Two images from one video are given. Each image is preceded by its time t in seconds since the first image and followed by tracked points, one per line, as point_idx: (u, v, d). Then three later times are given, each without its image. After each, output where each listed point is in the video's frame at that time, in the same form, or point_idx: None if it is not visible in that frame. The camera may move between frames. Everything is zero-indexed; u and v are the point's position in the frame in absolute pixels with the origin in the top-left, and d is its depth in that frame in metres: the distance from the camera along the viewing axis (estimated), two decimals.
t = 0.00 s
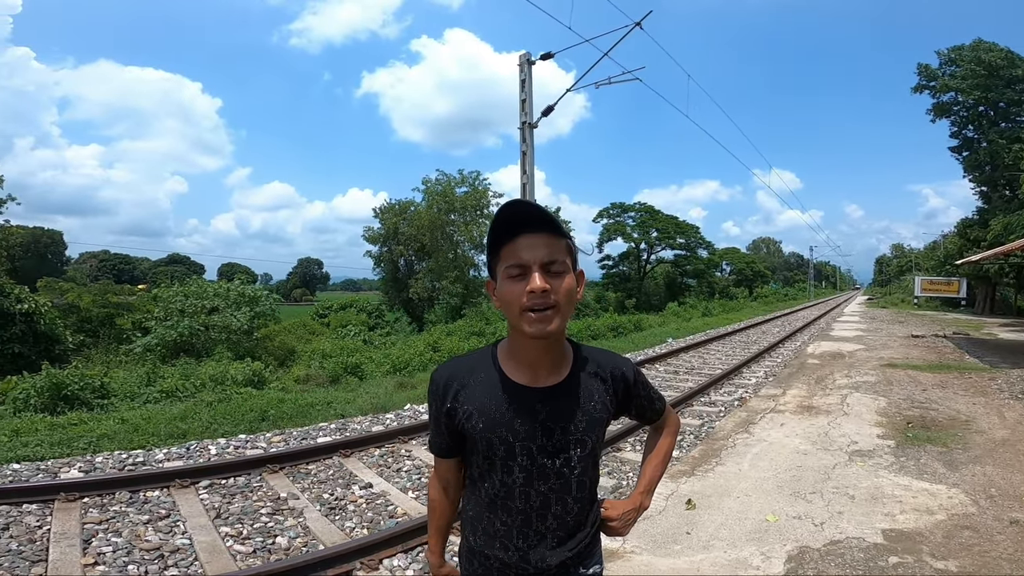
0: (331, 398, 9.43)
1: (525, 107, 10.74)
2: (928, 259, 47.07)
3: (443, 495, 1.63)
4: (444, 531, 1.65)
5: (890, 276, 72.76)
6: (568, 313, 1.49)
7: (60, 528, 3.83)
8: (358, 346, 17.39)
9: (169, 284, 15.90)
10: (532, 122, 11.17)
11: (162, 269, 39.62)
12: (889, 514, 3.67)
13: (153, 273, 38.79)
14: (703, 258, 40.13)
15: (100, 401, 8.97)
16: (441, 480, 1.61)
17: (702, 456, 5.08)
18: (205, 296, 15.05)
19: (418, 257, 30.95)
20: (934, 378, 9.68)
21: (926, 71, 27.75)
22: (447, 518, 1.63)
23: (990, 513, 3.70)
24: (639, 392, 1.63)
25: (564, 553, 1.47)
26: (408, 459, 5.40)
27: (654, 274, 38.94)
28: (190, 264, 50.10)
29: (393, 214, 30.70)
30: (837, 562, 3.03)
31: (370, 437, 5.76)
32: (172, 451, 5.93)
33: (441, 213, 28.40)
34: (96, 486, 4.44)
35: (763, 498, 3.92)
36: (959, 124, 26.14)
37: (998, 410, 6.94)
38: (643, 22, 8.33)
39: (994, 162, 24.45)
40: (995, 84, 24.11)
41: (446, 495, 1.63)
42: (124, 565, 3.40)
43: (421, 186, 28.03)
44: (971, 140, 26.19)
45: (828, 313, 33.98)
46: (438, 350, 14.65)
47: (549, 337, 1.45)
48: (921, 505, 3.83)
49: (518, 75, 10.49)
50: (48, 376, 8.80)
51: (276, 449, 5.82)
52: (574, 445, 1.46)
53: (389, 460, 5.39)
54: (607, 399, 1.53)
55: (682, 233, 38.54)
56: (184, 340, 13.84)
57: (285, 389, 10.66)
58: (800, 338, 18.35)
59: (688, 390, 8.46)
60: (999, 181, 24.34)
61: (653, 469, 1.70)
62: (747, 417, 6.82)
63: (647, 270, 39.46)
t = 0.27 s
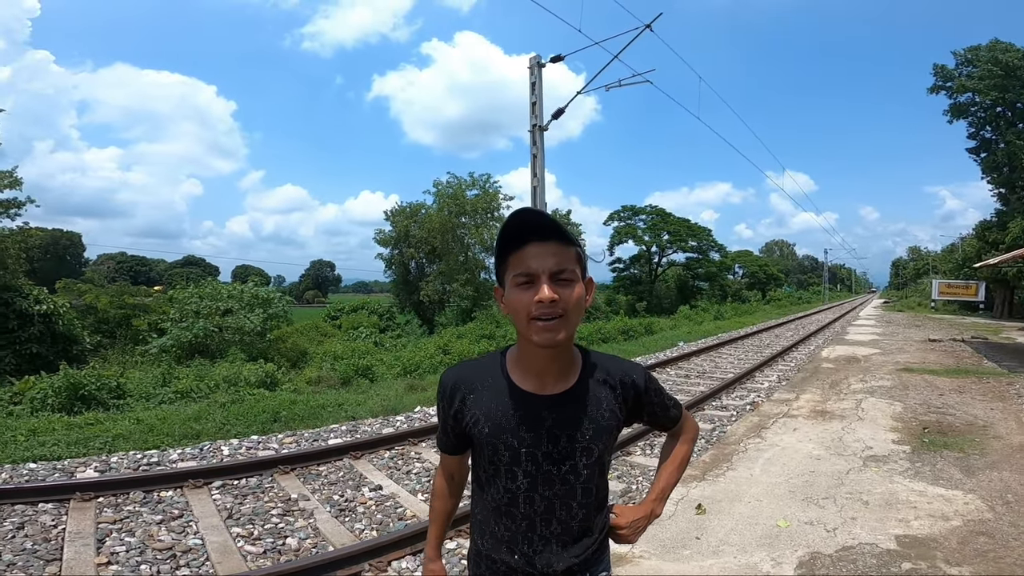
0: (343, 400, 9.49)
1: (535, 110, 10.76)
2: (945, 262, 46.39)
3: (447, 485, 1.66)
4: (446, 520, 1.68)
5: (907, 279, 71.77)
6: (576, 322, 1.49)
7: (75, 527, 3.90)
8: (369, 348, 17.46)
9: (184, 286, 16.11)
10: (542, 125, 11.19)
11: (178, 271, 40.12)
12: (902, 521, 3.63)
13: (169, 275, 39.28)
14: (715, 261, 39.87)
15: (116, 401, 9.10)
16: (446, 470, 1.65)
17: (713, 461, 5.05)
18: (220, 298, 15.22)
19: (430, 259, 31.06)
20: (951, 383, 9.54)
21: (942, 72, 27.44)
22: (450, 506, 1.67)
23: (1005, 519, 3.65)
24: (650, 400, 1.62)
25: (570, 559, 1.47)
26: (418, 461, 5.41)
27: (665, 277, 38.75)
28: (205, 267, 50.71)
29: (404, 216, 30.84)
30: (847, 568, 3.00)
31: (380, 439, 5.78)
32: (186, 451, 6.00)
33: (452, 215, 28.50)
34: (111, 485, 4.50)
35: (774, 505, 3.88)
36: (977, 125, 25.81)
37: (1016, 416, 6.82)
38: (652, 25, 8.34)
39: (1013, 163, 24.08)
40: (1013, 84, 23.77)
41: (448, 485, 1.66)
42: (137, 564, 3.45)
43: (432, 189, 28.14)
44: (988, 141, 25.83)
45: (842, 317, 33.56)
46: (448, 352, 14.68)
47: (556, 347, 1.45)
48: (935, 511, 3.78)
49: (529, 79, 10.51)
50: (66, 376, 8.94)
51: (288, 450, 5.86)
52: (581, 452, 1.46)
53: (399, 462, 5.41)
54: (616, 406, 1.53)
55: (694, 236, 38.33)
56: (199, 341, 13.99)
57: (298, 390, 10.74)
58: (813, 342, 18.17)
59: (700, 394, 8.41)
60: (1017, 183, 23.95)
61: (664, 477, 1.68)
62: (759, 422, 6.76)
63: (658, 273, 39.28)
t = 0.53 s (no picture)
0: (345, 390, 9.51)
1: (544, 104, 10.71)
2: (955, 267, 46.01)
3: (438, 473, 1.66)
4: (431, 509, 1.66)
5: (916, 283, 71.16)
6: (577, 310, 1.48)
7: (74, 512, 3.93)
8: (373, 339, 17.49)
9: (191, 273, 16.19)
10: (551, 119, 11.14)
11: (185, 258, 40.30)
12: (898, 523, 3.61)
13: (176, 262, 39.50)
14: (721, 260, 39.70)
15: (121, 386, 9.15)
16: (437, 458, 1.65)
17: (712, 459, 5.04)
18: (226, 286, 15.27)
19: (435, 252, 31.06)
20: (955, 387, 9.47)
21: (959, 74, 27.13)
22: (439, 495, 1.67)
23: (1002, 523, 3.62)
24: (649, 394, 1.61)
25: (560, 550, 1.46)
26: (417, 453, 5.42)
27: (671, 274, 38.63)
28: (213, 254, 50.95)
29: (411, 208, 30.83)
30: (841, 570, 2.99)
31: (380, 429, 5.80)
32: (187, 437, 6.04)
33: (459, 208, 28.47)
34: (111, 470, 4.54)
35: (771, 506, 3.87)
36: (993, 129, 25.52)
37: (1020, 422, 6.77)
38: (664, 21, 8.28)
39: None
40: None
41: (438, 471, 1.67)
42: (134, 549, 3.48)
43: (440, 181, 28.11)
44: (1004, 146, 25.55)
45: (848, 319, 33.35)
46: (452, 345, 14.69)
47: (555, 335, 1.44)
48: (932, 514, 3.76)
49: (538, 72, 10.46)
50: (71, 361, 9.01)
51: (288, 438, 5.89)
52: (576, 442, 1.46)
53: (398, 453, 5.42)
54: (614, 398, 1.52)
55: (702, 234, 38.17)
56: (204, 328, 14.06)
57: (300, 379, 10.78)
58: (818, 343, 18.07)
59: (701, 392, 8.38)
60: None
61: (661, 473, 1.66)
62: (760, 422, 6.74)
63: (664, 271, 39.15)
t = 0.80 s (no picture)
0: (339, 374, 9.51)
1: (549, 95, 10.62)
2: (955, 273, 46.04)
3: (421, 461, 1.65)
4: (416, 498, 1.65)
5: (914, 288, 71.22)
6: (567, 294, 1.46)
7: (57, 492, 3.92)
8: (370, 325, 17.49)
9: (189, 253, 16.14)
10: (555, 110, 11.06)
11: (185, 237, 40.17)
12: (881, 526, 3.62)
13: (176, 241, 39.42)
14: (721, 258, 39.68)
15: (114, 365, 9.14)
16: (421, 444, 1.64)
17: (700, 456, 5.04)
18: (224, 267, 15.25)
19: (435, 239, 30.99)
20: (948, 392, 9.50)
21: (970, 80, 26.97)
22: (422, 484, 1.65)
23: (983, 528, 3.63)
24: (637, 383, 1.59)
25: (538, 542, 1.45)
26: (407, 440, 5.42)
27: (671, 270, 38.61)
28: (213, 235, 50.82)
29: (412, 195, 30.71)
30: (821, 570, 3.00)
31: (371, 415, 5.79)
32: (178, 418, 6.03)
33: (461, 197, 28.37)
34: (97, 451, 4.53)
35: (756, 506, 3.88)
36: (1003, 136, 25.41)
37: (1010, 429, 6.79)
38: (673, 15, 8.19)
39: None
40: None
41: (422, 458, 1.65)
42: (117, 530, 3.48)
43: (442, 169, 27.98)
44: (1012, 153, 25.45)
45: (846, 321, 33.37)
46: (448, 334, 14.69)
47: (544, 318, 1.42)
48: (914, 517, 3.78)
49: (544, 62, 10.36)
50: (65, 339, 9.00)
51: (279, 421, 5.89)
52: (560, 431, 1.44)
53: (389, 439, 5.42)
54: (602, 386, 1.50)
55: (703, 231, 38.12)
56: (200, 308, 14.04)
57: (295, 362, 10.78)
58: (814, 343, 18.10)
59: (694, 389, 8.40)
60: None
61: (645, 467, 1.65)
62: (750, 420, 6.75)
63: (664, 266, 39.13)
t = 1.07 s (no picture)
0: (338, 368, 9.51)
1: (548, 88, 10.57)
2: (953, 266, 46.08)
3: (421, 453, 1.65)
4: (417, 491, 1.65)
5: (913, 281, 71.32)
6: (568, 280, 1.46)
7: (57, 488, 3.93)
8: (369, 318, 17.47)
9: (187, 248, 16.10)
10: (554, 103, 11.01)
11: (183, 232, 40.06)
12: (882, 519, 3.63)
13: (173, 236, 39.27)
14: (720, 251, 39.68)
15: (113, 360, 9.12)
16: (420, 437, 1.64)
17: (700, 449, 5.06)
18: (222, 262, 15.21)
19: (434, 233, 30.94)
20: (946, 385, 9.53)
21: (969, 74, 26.92)
22: (422, 478, 1.66)
23: (983, 522, 3.65)
24: (638, 373, 1.59)
25: (540, 533, 1.45)
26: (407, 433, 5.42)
27: (670, 263, 38.61)
28: (210, 230, 50.68)
29: (410, 189, 30.61)
30: (822, 564, 3.01)
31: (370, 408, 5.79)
32: (177, 413, 6.03)
33: (459, 191, 28.30)
34: (96, 447, 4.53)
35: (756, 499, 3.89)
36: (1002, 130, 25.39)
37: (1009, 422, 6.81)
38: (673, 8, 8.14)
39: None
40: None
41: (422, 452, 1.66)
42: (117, 526, 3.49)
43: (441, 163, 27.89)
44: (1011, 147, 25.44)
45: (845, 314, 33.42)
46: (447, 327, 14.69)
47: (544, 304, 1.43)
48: (914, 511, 3.79)
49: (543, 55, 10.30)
50: (63, 335, 8.98)
51: (278, 415, 5.89)
52: (561, 421, 1.44)
53: (388, 433, 5.42)
54: (604, 375, 1.50)
55: (702, 225, 38.11)
56: (199, 303, 14.01)
57: (294, 356, 10.78)
58: (813, 336, 18.14)
59: (693, 382, 8.41)
60: None
61: (645, 459, 1.65)
62: (750, 413, 6.77)
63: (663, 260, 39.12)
